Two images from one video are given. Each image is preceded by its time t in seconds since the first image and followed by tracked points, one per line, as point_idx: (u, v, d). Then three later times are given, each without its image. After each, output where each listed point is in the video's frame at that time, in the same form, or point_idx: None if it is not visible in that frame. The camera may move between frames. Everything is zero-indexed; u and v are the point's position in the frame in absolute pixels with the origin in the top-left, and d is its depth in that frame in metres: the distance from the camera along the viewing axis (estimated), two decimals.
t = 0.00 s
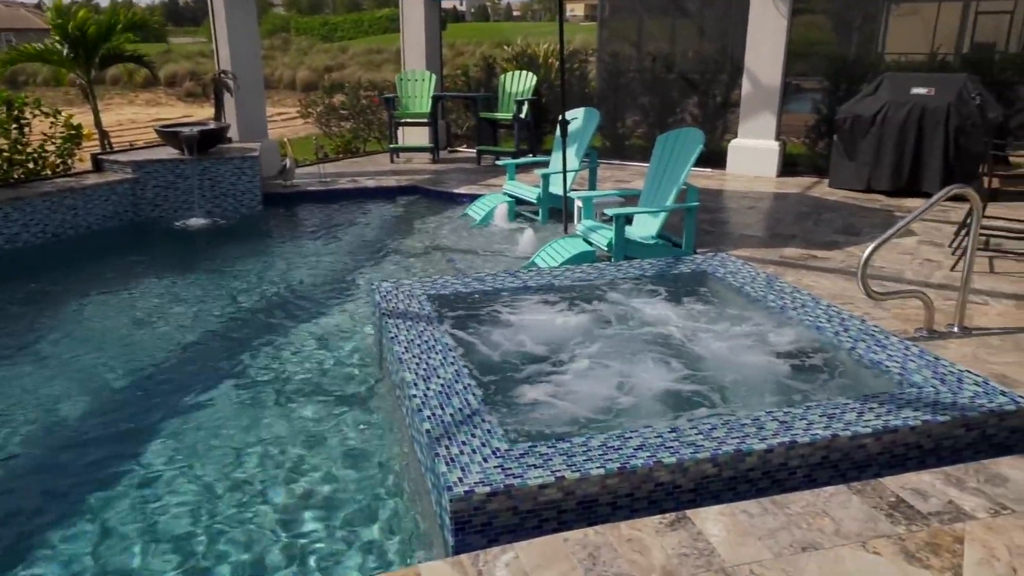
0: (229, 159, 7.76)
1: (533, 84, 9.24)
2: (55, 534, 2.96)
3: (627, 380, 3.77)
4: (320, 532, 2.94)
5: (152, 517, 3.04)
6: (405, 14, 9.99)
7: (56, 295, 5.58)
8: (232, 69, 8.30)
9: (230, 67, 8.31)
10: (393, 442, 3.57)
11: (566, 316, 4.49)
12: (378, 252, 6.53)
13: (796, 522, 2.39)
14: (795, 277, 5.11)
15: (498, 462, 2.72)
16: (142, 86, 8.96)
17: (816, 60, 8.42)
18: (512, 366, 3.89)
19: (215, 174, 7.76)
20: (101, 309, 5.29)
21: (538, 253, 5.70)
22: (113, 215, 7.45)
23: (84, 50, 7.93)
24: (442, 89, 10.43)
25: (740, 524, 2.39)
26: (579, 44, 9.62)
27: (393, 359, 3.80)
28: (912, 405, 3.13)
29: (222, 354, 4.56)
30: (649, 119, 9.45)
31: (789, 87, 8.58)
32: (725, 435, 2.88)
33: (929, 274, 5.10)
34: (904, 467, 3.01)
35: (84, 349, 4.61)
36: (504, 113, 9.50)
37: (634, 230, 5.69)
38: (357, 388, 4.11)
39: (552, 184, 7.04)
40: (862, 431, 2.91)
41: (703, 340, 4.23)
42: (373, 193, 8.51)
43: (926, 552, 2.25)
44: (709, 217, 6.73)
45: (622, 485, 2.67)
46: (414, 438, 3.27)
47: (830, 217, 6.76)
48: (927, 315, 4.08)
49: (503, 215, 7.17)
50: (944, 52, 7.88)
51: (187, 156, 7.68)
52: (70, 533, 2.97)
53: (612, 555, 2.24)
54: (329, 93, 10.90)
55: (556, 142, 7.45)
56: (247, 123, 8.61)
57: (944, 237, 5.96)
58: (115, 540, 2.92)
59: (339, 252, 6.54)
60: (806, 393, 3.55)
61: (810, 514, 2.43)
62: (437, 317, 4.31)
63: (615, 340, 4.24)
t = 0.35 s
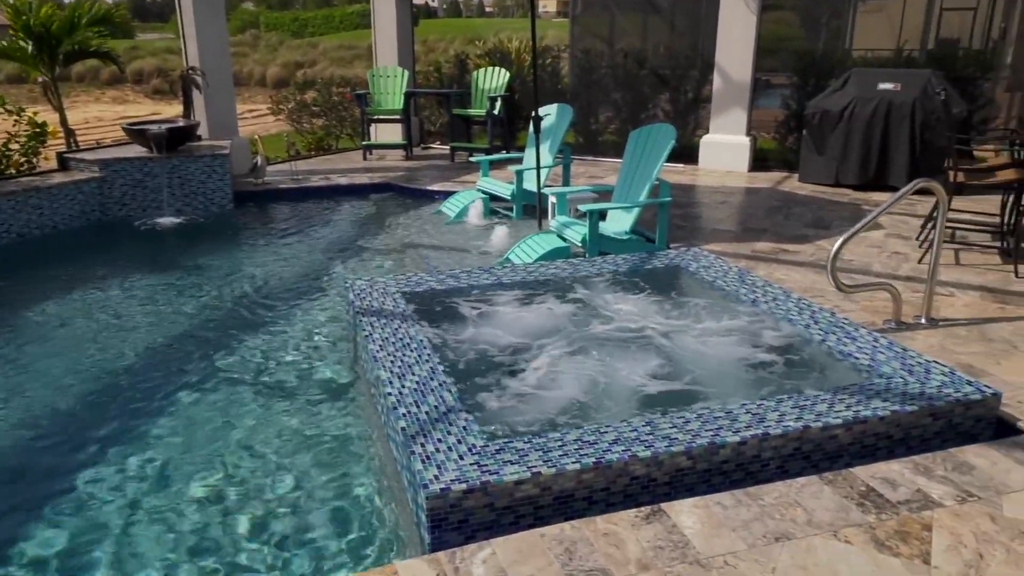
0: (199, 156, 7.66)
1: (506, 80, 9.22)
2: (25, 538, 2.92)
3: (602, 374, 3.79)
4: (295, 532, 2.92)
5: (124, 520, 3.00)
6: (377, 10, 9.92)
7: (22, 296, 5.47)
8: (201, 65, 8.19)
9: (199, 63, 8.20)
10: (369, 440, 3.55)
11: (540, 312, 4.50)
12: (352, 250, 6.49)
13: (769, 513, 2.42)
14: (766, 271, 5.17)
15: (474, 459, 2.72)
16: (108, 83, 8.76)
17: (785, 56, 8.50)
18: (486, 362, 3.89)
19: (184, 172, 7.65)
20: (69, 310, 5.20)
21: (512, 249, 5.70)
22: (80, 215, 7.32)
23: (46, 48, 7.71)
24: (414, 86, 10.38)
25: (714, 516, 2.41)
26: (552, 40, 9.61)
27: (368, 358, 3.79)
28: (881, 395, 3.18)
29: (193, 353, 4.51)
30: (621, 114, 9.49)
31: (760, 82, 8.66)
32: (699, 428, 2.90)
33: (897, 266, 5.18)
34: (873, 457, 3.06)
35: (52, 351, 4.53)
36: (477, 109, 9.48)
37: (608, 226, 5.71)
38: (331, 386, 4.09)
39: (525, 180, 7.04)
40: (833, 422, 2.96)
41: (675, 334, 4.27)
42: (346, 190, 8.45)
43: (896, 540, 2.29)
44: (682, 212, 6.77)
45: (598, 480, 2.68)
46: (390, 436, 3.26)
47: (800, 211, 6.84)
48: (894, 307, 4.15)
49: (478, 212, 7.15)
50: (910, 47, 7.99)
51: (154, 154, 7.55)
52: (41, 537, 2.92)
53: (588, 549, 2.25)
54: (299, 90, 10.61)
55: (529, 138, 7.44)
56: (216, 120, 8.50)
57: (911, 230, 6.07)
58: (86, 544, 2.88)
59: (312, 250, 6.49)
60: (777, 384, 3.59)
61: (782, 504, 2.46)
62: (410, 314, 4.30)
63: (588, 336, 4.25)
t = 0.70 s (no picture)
0: (168, 153, 7.55)
1: (479, 76, 9.18)
2: None
3: (575, 367, 3.81)
4: (271, 532, 2.90)
5: (95, 523, 2.96)
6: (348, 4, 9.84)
7: None
8: (169, 61, 8.06)
9: (166, 58, 8.07)
10: (345, 437, 3.54)
11: (514, 308, 4.51)
12: (325, 247, 6.43)
13: (743, 504, 2.45)
14: (739, 264, 5.22)
15: (450, 456, 2.71)
16: (73, 80, 8.54)
17: (755, 51, 8.58)
18: (461, 358, 3.89)
19: (153, 170, 7.53)
20: (36, 310, 5.10)
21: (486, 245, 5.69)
22: (46, 213, 7.18)
23: (10, 44, 7.43)
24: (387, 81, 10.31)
25: (689, 507, 2.43)
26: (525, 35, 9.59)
27: (342, 355, 3.77)
28: (850, 386, 3.24)
29: (165, 353, 4.45)
30: (595, 109, 9.51)
31: (731, 77, 8.73)
32: (673, 421, 2.93)
33: (867, 258, 5.25)
34: (845, 446, 3.11)
35: (19, 352, 4.44)
36: (451, 104, 9.44)
37: (582, 220, 5.73)
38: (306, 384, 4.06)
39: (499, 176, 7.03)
40: (804, 412, 3.00)
41: (649, 328, 4.29)
42: (319, 186, 8.37)
43: (866, 527, 2.32)
44: (655, 207, 6.81)
45: (574, 474, 2.69)
46: (365, 434, 3.24)
47: (772, 204, 6.91)
48: (864, 298, 4.22)
49: (452, 208, 7.13)
50: (878, 42, 8.10)
51: (121, 151, 7.41)
52: (11, 542, 2.87)
53: (565, 543, 2.26)
54: (270, 86, 10.49)
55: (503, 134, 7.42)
56: (185, 117, 8.37)
57: (880, 223, 6.15)
58: (55, 549, 2.83)
59: (285, 248, 6.42)
60: (748, 375, 3.64)
61: (756, 495, 2.49)
62: (385, 311, 4.29)
63: (563, 330, 4.26)
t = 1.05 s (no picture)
0: (144, 151, 7.46)
1: (458, 72, 9.17)
2: None
3: (557, 362, 3.83)
4: (252, 532, 2.88)
5: (75, 525, 2.93)
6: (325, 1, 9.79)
7: None
8: (143, 57, 7.96)
9: (141, 55, 7.98)
10: (325, 436, 3.52)
11: (495, 305, 4.51)
12: (304, 245, 6.39)
13: (723, 496, 2.47)
14: (718, 259, 5.25)
15: (431, 453, 2.71)
16: (46, 77, 8.35)
17: (734, 47, 8.62)
18: (442, 355, 3.89)
19: (128, 168, 7.44)
20: (10, 310, 5.03)
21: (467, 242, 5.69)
22: (19, 212, 7.08)
23: None
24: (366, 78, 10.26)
25: (671, 501, 2.45)
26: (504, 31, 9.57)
27: (322, 354, 3.75)
28: (829, 378, 3.27)
29: (142, 353, 4.40)
30: (574, 106, 9.53)
31: (709, 73, 8.77)
32: (654, 416, 2.94)
33: (843, 252, 5.32)
34: (824, 438, 3.14)
35: None
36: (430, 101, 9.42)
37: (563, 217, 5.74)
38: (286, 383, 4.04)
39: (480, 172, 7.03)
40: (783, 405, 3.03)
41: (630, 323, 4.31)
42: (297, 184, 8.32)
43: (845, 518, 2.35)
44: (635, 203, 6.83)
45: (556, 469, 2.70)
46: (346, 432, 3.23)
47: (751, 199, 6.97)
48: (839, 292, 4.27)
49: (432, 205, 7.11)
50: (853, 39, 8.15)
51: (96, 149, 7.32)
52: None
53: (547, 538, 2.26)
54: (247, 82, 10.35)
55: (482, 130, 7.41)
56: (162, 114, 8.29)
57: (856, 217, 6.22)
58: (34, 552, 2.79)
59: (264, 246, 6.38)
60: (729, 369, 3.66)
61: (736, 488, 2.51)
62: (365, 309, 4.27)
63: (544, 327, 4.27)
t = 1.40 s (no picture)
0: (127, 150, 7.39)
1: (444, 70, 9.15)
2: None
3: (545, 360, 3.83)
4: (239, 533, 2.86)
5: (59, 527, 2.90)
6: None
7: None
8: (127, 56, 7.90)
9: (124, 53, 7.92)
10: (313, 434, 3.51)
11: (482, 303, 4.51)
12: (290, 244, 6.36)
13: (711, 492, 2.48)
14: (705, 256, 5.27)
15: (420, 451, 2.71)
16: (28, 75, 7.86)
17: (719, 44, 8.65)
18: (429, 353, 3.88)
19: (112, 167, 7.37)
20: None
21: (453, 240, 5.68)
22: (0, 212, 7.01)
23: None
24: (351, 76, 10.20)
25: (659, 497, 2.46)
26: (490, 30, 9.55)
27: (309, 353, 3.73)
28: (814, 374, 3.29)
29: (128, 353, 4.37)
30: (561, 103, 9.53)
31: (695, 71, 8.80)
32: (642, 413, 2.95)
33: (828, 249, 5.35)
34: (810, 433, 3.16)
35: None
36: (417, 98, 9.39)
37: (550, 214, 5.74)
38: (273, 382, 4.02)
39: (467, 170, 7.02)
40: (769, 401, 3.04)
41: (616, 320, 4.32)
42: (283, 182, 8.28)
43: (831, 513, 2.37)
44: (622, 200, 6.84)
45: (544, 467, 2.70)
46: (334, 431, 3.22)
47: (737, 196, 7.00)
48: (824, 288, 4.30)
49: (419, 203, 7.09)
50: (837, 38, 8.14)
51: (78, 148, 7.25)
52: None
53: (536, 536, 2.27)
54: (234, 81, 10.18)
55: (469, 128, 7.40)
56: (146, 112, 8.22)
57: (841, 214, 6.26)
58: (18, 555, 2.76)
59: (250, 245, 6.34)
60: (717, 365, 3.68)
61: (723, 484, 2.52)
62: (352, 307, 4.26)
63: (531, 325, 4.27)
